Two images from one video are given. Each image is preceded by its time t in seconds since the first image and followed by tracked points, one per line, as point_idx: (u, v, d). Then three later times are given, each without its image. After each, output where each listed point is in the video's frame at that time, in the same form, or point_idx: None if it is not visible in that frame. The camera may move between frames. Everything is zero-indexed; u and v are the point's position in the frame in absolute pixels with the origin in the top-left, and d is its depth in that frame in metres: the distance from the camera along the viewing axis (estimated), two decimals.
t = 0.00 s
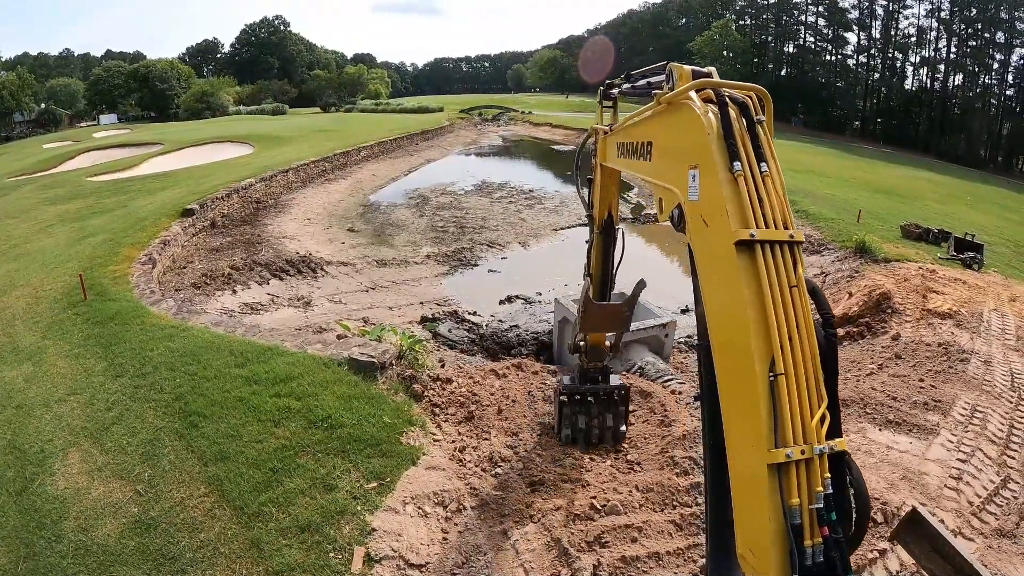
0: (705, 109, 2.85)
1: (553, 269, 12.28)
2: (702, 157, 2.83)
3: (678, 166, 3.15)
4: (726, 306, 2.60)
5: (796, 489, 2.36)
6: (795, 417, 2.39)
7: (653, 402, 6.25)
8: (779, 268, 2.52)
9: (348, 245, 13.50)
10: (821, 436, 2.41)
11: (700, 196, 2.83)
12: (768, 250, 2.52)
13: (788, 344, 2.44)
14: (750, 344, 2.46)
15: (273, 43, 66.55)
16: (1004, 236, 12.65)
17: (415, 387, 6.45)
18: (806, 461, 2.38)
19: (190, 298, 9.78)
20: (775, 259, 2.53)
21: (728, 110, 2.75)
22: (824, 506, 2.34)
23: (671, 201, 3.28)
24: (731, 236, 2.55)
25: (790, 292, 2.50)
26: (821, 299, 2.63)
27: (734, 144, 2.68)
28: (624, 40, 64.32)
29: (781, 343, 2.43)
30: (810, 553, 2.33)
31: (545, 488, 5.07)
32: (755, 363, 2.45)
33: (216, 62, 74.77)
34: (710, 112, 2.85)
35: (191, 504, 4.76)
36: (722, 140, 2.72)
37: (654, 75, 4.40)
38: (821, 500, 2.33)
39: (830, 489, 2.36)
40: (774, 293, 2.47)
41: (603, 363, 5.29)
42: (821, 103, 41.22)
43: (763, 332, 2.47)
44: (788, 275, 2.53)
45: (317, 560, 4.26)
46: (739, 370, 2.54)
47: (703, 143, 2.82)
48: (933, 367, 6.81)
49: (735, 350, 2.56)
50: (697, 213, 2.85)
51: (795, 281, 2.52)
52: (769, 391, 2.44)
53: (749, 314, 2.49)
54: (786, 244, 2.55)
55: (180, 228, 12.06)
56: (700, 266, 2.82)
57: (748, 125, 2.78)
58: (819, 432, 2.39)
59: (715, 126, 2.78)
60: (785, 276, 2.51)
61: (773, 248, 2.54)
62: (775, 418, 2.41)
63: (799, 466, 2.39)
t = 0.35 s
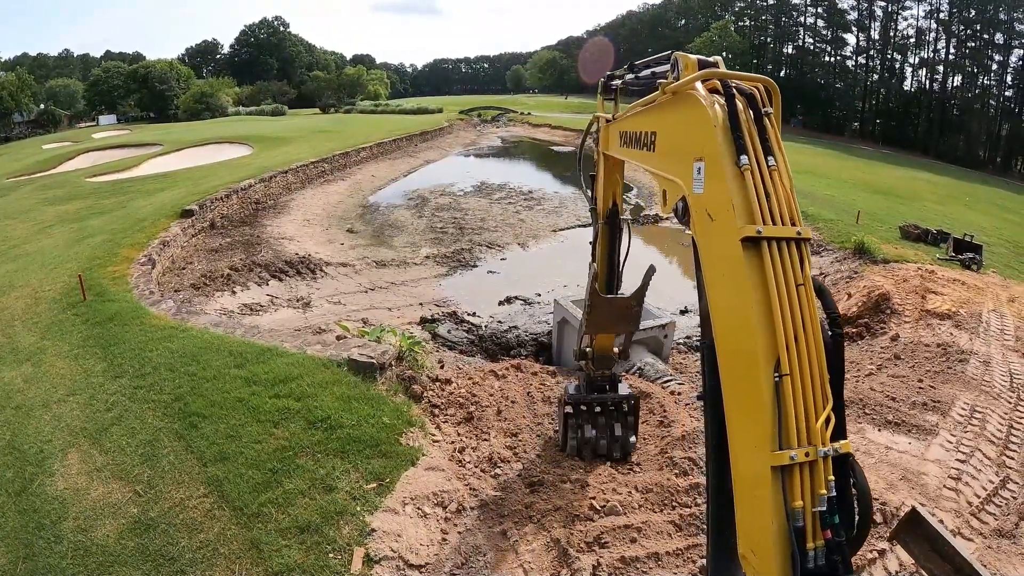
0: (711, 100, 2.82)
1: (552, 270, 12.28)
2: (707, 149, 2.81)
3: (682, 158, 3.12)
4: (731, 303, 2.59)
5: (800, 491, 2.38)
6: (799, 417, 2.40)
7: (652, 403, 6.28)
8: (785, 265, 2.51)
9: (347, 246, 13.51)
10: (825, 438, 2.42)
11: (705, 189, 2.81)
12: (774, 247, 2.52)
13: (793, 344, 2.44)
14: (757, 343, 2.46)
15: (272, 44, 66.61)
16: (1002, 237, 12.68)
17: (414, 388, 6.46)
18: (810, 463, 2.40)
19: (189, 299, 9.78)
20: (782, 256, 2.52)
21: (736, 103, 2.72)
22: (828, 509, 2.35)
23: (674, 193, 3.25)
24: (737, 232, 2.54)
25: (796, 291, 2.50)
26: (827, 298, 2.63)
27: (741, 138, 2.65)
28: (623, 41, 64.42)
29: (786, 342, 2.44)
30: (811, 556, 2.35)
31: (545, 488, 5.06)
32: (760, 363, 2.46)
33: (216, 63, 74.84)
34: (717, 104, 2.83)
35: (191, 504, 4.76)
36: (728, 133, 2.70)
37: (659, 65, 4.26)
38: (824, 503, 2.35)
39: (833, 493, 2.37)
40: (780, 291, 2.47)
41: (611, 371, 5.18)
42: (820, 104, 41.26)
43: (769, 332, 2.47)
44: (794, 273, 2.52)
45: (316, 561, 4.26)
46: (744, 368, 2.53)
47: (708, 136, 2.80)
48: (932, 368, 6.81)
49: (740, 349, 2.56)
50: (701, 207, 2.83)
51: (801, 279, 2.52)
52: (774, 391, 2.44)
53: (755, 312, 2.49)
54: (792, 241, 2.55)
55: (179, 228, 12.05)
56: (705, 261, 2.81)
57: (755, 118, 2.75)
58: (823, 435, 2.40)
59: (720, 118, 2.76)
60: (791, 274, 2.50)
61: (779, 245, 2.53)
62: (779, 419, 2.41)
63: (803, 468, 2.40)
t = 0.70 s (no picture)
0: (715, 94, 2.80)
1: (551, 272, 12.28)
2: (710, 145, 2.80)
3: (685, 153, 3.11)
4: (734, 301, 2.59)
5: (802, 493, 2.38)
6: (802, 419, 2.40)
7: (652, 404, 6.29)
8: (789, 263, 2.51)
9: (347, 248, 13.52)
10: (828, 440, 2.43)
11: (708, 184, 2.80)
12: (778, 244, 2.51)
13: (797, 344, 2.44)
14: (759, 342, 2.46)
15: (272, 45, 66.70)
16: (1001, 239, 12.70)
17: (413, 389, 6.46)
18: (812, 464, 2.40)
19: (189, 300, 9.78)
20: (786, 253, 2.52)
21: (740, 97, 2.70)
22: (829, 511, 2.37)
23: (677, 188, 3.24)
24: (741, 230, 2.53)
25: (800, 290, 2.49)
26: (831, 299, 2.62)
27: (746, 133, 2.64)
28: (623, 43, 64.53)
29: (789, 342, 2.43)
30: (812, 558, 2.35)
31: (544, 489, 5.06)
32: (763, 362, 2.45)
33: (215, 64, 74.90)
34: (721, 98, 2.81)
35: (191, 505, 4.76)
36: (733, 128, 2.69)
37: (660, 58, 4.20)
38: (826, 506, 2.36)
39: (835, 495, 2.38)
40: (784, 290, 2.46)
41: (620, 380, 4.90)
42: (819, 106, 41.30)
43: (772, 331, 2.47)
44: (798, 271, 2.52)
45: (316, 561, 4.26)
46: (746, 367, 2.53)
47: (711, 131, 2.79)
48: (931, 370, 6.81)
49: (743, 347, 2.55)
50: (705, 202, 2.82)
51: (805, 278, 2.51)
52: (777, 390, 2.44)
53: (758, 311, 2.49)
54: (796, 239, 2.54)
55: (178, 229, 12.05)
56: (707, 258, 2.80)
57: (759, 113, 2.74)
58: (825, 436, 2.41)
59: (725, 112, 2.75)
60: (795, 272, 2.50)
61: (784, 243, 2.52)
62: (782, 419, 2.41)
63: (805, 469, 2.40)
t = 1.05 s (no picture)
0: (711, 97, 2.80)
1: (552, 271, 12.27)
2: (707, 146, 2.79)
3: (681, 154, 3.10)
4: (732, 302, 2.58)
5: (801, 492, 2.38)
6: (800, 419, 2.40)
7: (654, 403, 6.30)
8: (786, 263, 2.50)
9: (348, 247, 13.52)
10: (827, 439, 2.42)
11: (704, 186, 2.80)
12: (776, 246, 2.51)
13: (794, 344, 2.44)
14: (757, 343, 2.46)
15: (274, 45, 66.79)
16: (1002, 239, 12.70)
17: (414, 388, 6.46)
18: (810, 464, 2.40)
19: (190, 299, 9.79)
20: (783, 254, 2.51)
21: (736, 100, 2.71)
22: (829, 510, 2.36)
23: (673, 191, 3.23)
24: (738, 231, 2.53)
25: (797, 290, 2.49)
26: (829, 299, 2.61)
27: (742, 136, 2.64)
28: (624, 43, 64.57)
29: (787, 343, 2.43)
30: (812, 557, 2.35)
31: (545, 489, 5.06)
32: (761, 363, 2.46)
33: (217, 63, 74.92)
34: (717, 101, 2.81)
35: (192, 504, 4.77)
36: (729, 130, 2.68)
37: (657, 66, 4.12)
38: (824, 504, 2.36)
39: (834, 494, 2.38)
40: (781, 291, 2.46)
41: (631, 396, 4.54)
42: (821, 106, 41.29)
43: (770, 332, 2.47)
44: (796, 272, 2.52)
45: (317, 561, 4.26)
46: (744, 369, 2.53)
47: (708, 133, 2.78)
48: (933, 370, 6.80)
49: (740, 349, 2.55)
50: (701, 204, 2.81)
51: (803, 279, 2.51)
52: (774, 391, 2.45)
53: (756, 313, 2.49)
54: (794, 240, 2.54)
55: (179, 228, 12.04)
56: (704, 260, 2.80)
57: (756, 115, 2.74)
58: (824, 435, 2.40)
59: (722, 114, 2.74)
60: (792, 273, 2.50)
61: (781, 244, 2.52)
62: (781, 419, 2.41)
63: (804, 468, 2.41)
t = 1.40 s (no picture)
0: (711, 101, 2.83)
1: (557, 267, 12.23)
2: (706, 148, 2.80)
3: (681, 157, 3.10)
4: (731, 304, 2.59)
5: (800, 490, 2.38)
6: (799, 418, 2.40)
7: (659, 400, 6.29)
8: (785, 263, 2.51)
9: (354, 242, 13.53)
10: (826, 438, 2.42)
11: (704, 189, 2.81)
12: (775, 245, 2.51)
13: (793, 344, 2.44)
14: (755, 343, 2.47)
15: (279, 41, 66.86)
16: (1009, 235, 12.62)
17: (419, 384, 6.47)
18: (809, 462, 2.40)
19: (195, 295, 9.82)
20: (782, 255, 2.52)
21: (736, 103, 2.72)
22: (827, 508, 2.35)
23: (673, 194, 3.23)
24: (737, 232, 2.54)
25: (797, 290, 2.49)
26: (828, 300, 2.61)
27: (742, 138, 2.65)
28: (629, 38, 64.34)
29: (786, 342, 2.44)
30: (811, 555, 2.34)
31: (549, 485, 5.06)
32: (760, 362, 2.46)
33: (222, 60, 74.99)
34: (716, 104, 2.82)
35: (196, 500, 4.78)
36: (729, 133, 2.70)
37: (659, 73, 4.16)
38: (824, 503, 2.35)
39: (833, 492, 2.37)
40: (780, 292, 2.46)
41: (650, 402, 4.34)
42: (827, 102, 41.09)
43: (769, 333, 2.47)
44: (795, 272, 2.52)
45: (321, 557, 4.27)
46: (743, 370, 2.53)
47: (707, 136, 2.79)
48: (939, 368, 6.78)
49: (739, 348, 2.55)
50: (701, 205, 2.82)
51: (801, 280, 2.51)
52: (774, 390, 2.45)
53: (754, 314, 2.49)
54: (793, 241, 2.54)
55: (184, 225, 12.05)
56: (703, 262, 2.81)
57: (756, 118, 2.75)
58: (823, 434, 2.40)
59: (721, 118, 2.76)
60: (792, 274, 2.50)
61: (780, 245, 2.53)
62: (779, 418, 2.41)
63: (803, 467, 2.40)
